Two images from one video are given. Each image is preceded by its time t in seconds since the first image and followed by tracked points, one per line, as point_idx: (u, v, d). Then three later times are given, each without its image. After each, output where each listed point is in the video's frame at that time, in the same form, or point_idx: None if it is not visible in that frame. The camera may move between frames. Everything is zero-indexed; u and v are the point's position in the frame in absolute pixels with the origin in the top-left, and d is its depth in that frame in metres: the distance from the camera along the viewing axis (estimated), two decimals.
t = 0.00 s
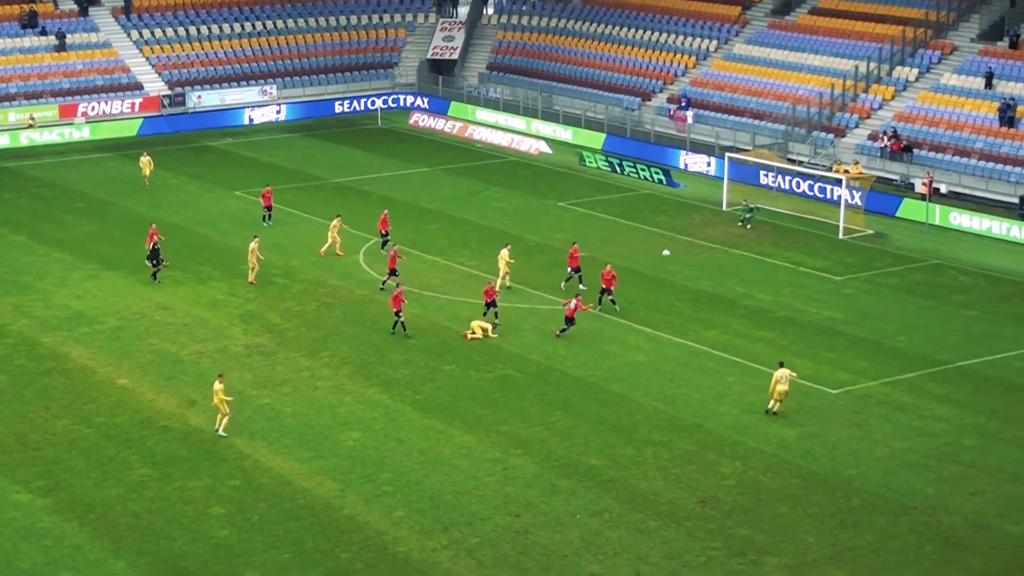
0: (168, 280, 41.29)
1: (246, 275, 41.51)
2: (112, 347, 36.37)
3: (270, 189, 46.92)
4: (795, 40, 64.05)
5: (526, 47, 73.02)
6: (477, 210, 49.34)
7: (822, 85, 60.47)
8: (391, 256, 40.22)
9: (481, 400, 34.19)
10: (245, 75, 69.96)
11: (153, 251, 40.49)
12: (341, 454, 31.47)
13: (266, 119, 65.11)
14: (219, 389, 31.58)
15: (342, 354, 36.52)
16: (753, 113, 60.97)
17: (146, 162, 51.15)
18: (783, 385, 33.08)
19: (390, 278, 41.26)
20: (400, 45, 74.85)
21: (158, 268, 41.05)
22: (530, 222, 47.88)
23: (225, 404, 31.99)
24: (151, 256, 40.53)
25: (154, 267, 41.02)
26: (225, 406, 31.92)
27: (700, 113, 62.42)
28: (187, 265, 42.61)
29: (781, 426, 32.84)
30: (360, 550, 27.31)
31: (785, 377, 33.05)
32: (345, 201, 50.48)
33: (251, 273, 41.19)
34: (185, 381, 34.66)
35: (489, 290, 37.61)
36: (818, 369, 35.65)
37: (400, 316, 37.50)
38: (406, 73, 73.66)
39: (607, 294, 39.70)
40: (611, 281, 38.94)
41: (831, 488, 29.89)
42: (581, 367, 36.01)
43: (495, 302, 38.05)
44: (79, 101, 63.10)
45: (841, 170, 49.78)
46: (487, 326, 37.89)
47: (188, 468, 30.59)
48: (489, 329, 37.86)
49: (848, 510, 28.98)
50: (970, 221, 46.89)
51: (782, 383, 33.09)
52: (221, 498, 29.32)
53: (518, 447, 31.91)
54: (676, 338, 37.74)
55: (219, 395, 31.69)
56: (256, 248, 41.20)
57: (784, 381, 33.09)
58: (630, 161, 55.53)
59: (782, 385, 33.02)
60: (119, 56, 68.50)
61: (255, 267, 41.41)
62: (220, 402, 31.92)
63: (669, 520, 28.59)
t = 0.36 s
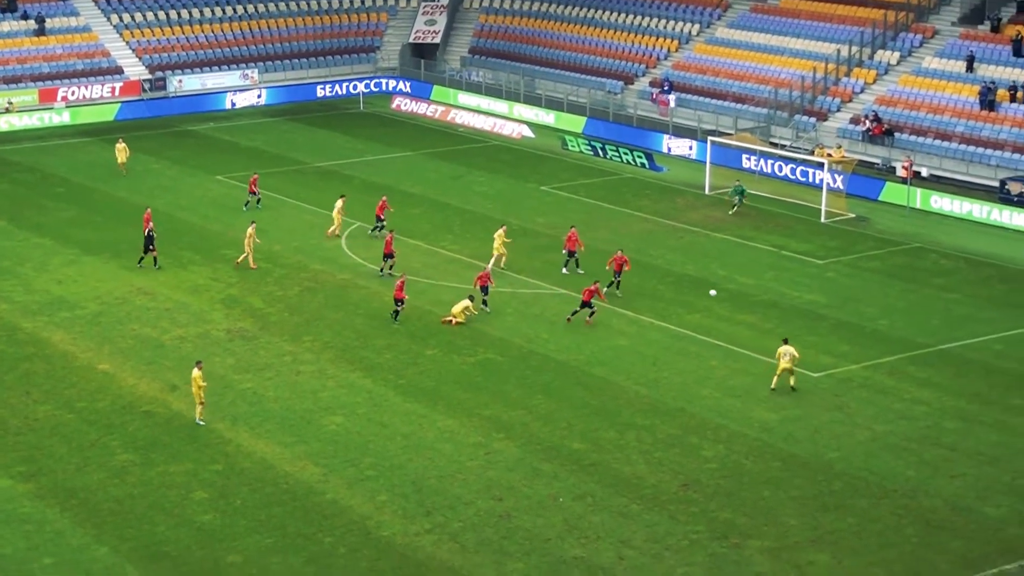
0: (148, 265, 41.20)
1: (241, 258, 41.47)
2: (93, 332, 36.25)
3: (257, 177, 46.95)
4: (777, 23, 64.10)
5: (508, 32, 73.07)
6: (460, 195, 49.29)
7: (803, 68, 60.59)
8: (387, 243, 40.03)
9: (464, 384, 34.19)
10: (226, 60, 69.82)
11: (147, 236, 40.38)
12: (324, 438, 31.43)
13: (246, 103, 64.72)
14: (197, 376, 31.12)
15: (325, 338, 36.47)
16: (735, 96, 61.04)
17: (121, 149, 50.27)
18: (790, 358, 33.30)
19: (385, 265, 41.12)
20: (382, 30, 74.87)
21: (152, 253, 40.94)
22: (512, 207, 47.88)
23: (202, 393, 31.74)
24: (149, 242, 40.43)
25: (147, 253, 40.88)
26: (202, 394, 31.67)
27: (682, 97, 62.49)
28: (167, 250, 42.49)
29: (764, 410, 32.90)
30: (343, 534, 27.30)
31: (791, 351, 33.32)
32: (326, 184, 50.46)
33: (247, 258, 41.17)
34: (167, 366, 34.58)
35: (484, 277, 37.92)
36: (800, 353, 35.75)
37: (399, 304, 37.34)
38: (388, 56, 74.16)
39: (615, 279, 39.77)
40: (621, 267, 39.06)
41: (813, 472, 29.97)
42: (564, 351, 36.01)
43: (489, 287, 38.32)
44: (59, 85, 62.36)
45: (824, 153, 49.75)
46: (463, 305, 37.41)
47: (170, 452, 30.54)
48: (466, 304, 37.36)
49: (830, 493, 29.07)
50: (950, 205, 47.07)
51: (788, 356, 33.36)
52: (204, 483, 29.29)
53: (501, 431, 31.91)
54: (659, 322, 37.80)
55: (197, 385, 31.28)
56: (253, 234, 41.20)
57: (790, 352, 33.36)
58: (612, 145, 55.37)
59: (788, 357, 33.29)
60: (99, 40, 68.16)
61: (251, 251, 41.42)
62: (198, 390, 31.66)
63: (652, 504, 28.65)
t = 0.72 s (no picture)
0: (122, 260, 41.17)
1: (232, 253, 41.51)
2: (67, 328, 36.17)
3: (248, 173, 47.12)
4: (750, 18, 64.72)
5: (483, 26, 73.54)
6: (440, 190, 49.27)
7: (778, 62, 61.03)
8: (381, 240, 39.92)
9: (439, 378, 34.16)
10: (200, 54, 70.06)
11: (136, 232, 40.21)
12: (300, 434, 31.30)
13: (220, 98, 64.85)
14: (165, 381, 30.74)
15: (300, 333, 36.44)
16: (710, 90, 61.59)
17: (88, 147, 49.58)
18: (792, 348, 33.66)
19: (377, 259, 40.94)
20: (357, 24, 75.38)
21: (140, 251, 40.83)
22: (488, 201, 48.01)
23: (170, 397, 31.17)
24: (135, 238, 40.25)
25: (136, 251, 40.75)
26: (170, 399, 31.15)
27: (657, 91, 63.01)
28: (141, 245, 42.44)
29: (739, 404, 32.87)
30: (319, 530, 27.16)
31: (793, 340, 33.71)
32: (302, 179, 50.58)
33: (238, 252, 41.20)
34: (142, 361, 34.51)
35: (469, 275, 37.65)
36: (775, 347, 35.82)
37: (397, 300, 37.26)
38: (363, 51, 74.13)
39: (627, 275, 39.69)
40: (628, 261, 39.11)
41: (788, 465, 29.93)
42: (539, 345, 36.02)
43: (475, 287, 38.05)
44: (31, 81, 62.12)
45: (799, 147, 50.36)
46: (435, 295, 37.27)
47: (144, 449, 30.42)
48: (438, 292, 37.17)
49: (804, 487, 29.02)
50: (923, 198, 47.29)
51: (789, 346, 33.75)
52: (179, 479, 29.15)
53: (477, 426, 31.82)
54: (635, 317, 37.84)
55: (166, 389, 30.95)
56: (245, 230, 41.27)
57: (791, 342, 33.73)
58: (587, 139, 55.94)
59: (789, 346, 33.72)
60: (71, 35, 68.02)
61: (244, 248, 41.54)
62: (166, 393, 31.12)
63: (628, 498, 28.57)
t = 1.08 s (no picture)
0: (99, 258, 41.07)
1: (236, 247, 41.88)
2: (43, 327, 36.02)
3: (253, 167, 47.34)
4: (727, 14, 64.84)
5: (460, 23, 73.74)
6: (420, 189, 49.34)
7: (756, 58, 61.23)
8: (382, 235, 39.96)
9: (419, 375, 34.01)
10: (177, 52, 69.98)
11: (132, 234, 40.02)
12: (279, 432, 31.05)
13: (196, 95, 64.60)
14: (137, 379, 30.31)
15: (279, 331, 36.33)
16: (688, 87, 61.80)
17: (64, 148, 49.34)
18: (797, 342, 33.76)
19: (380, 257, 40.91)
20: (334, 21, 75.89)
21: (135, 250, 40.66)
22: (467, 199, 48.14)
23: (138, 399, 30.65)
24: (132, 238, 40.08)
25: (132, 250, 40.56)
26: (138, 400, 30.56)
27: (636, 88, 63.23)
28: (118, 244, 42.34)
29: (718, 400, 32.75)
30: (298, 528, 26.91)
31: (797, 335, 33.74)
32: (281, 176, 50.74)
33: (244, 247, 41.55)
34: (119, 360, 34.37)
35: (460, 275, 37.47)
36: (755, 343, 35.81)
37: (395, 302, 37.14)
38: (341, 48, 75.06)
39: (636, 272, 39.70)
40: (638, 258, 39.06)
41: (767, 461, 29.75)
42: (518, 343, 35.96)
43: (466, 286, 37.91)
44: (6, 79, 61.79)
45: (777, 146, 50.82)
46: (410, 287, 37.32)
47: (122, 447, 30.19)
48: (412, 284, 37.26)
49: (784, 483, 28.80)
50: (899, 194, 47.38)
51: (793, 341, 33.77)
52: (157, 478, 28.91)
53: (457, 423, 31.60)
54: (613, 314, 37.86)
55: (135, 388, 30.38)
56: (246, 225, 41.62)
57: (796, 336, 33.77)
58: (566, 136, 55.99)
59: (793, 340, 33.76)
60: (47, 32, 67.76)
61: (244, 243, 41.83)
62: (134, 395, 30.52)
63: (607, 495, 28.32)
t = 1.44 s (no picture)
0: (75, 257, 40.96)
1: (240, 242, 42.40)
2: (20, 326, 35.88)
3: (258, 164, 47.68)
4: (705, 11, 65.02)
5: (438, 21, 73.85)
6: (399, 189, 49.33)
7: (734, 56, 61.41)
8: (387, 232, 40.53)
9: (399, 374, 33.88)
10: (154, 50, 69.86)
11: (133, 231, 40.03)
12: (258, 431, 30.82)
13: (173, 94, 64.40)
14: (111, 390, 29.79)
15: (257, 330, 36.25)
16: (667, 84, 61.93)
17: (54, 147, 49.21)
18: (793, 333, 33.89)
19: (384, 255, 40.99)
20: (312, 19, 75.92)
21: (136, 249, 40.68)
22: (445, 198, 48.28)
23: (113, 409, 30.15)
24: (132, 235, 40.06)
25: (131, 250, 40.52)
26: (113, 409, 30.07)
27: (614, 86, 63.40)
28: (95, 243, 42.25)
29: (697, 397, 32.67)
30: (277, 527, 26.73)
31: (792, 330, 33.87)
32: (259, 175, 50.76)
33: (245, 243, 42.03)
34: (96, 359, 34.26)
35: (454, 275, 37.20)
36: (734, 340, 35.86)
37: (389, 300, 36.77)
38: (319, 46, 74.85)
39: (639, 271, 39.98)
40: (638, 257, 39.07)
41: (745, 458, 29.60)
42: (498, 341, 35.90)
43: (459, 287, 37.58)
44: None
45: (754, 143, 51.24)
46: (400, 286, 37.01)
47: (99, 447, 29.99)
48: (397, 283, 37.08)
49: (762, 480, 28.67)
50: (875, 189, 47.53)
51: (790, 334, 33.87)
52: (135, 478, 28.74)
53: (437, 422, 31.37)
54: (591, 311, 37.92)
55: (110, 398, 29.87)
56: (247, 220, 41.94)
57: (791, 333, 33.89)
58: (545, 133, 56.21)
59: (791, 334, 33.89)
60: (23, 31, 67.56)
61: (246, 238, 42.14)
62: (109, 405, 30.02)
63: (587, 492, 28.14)
